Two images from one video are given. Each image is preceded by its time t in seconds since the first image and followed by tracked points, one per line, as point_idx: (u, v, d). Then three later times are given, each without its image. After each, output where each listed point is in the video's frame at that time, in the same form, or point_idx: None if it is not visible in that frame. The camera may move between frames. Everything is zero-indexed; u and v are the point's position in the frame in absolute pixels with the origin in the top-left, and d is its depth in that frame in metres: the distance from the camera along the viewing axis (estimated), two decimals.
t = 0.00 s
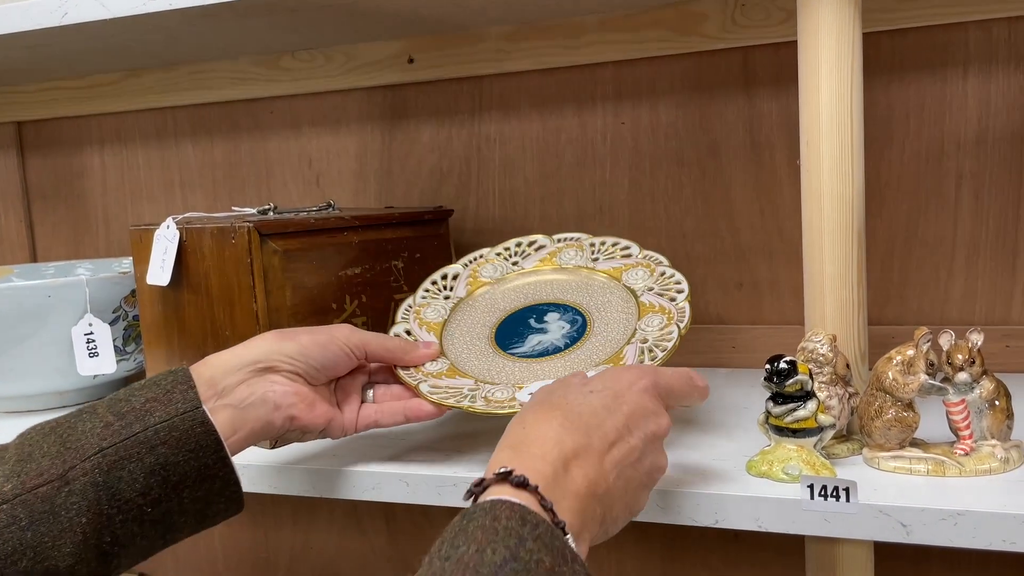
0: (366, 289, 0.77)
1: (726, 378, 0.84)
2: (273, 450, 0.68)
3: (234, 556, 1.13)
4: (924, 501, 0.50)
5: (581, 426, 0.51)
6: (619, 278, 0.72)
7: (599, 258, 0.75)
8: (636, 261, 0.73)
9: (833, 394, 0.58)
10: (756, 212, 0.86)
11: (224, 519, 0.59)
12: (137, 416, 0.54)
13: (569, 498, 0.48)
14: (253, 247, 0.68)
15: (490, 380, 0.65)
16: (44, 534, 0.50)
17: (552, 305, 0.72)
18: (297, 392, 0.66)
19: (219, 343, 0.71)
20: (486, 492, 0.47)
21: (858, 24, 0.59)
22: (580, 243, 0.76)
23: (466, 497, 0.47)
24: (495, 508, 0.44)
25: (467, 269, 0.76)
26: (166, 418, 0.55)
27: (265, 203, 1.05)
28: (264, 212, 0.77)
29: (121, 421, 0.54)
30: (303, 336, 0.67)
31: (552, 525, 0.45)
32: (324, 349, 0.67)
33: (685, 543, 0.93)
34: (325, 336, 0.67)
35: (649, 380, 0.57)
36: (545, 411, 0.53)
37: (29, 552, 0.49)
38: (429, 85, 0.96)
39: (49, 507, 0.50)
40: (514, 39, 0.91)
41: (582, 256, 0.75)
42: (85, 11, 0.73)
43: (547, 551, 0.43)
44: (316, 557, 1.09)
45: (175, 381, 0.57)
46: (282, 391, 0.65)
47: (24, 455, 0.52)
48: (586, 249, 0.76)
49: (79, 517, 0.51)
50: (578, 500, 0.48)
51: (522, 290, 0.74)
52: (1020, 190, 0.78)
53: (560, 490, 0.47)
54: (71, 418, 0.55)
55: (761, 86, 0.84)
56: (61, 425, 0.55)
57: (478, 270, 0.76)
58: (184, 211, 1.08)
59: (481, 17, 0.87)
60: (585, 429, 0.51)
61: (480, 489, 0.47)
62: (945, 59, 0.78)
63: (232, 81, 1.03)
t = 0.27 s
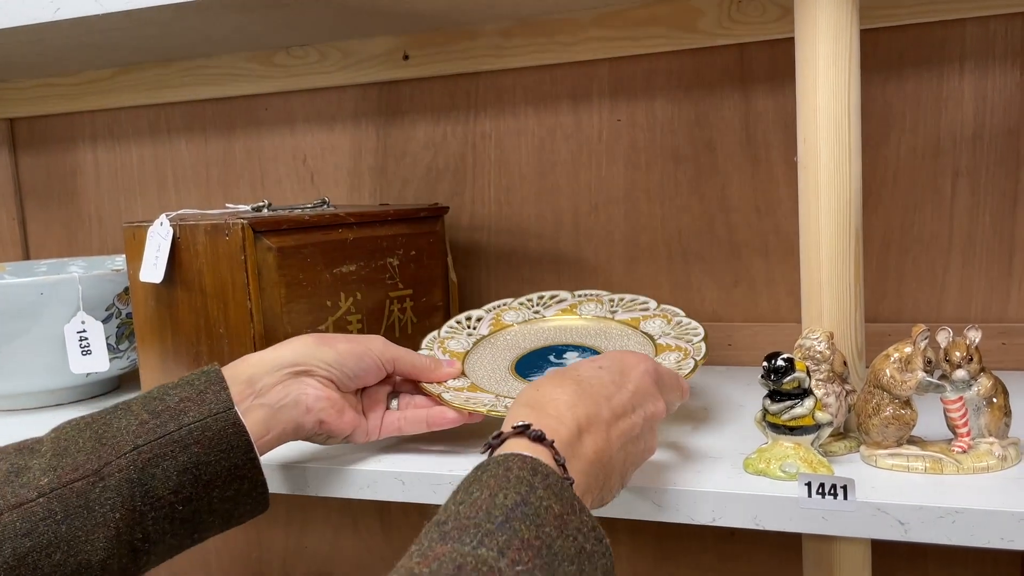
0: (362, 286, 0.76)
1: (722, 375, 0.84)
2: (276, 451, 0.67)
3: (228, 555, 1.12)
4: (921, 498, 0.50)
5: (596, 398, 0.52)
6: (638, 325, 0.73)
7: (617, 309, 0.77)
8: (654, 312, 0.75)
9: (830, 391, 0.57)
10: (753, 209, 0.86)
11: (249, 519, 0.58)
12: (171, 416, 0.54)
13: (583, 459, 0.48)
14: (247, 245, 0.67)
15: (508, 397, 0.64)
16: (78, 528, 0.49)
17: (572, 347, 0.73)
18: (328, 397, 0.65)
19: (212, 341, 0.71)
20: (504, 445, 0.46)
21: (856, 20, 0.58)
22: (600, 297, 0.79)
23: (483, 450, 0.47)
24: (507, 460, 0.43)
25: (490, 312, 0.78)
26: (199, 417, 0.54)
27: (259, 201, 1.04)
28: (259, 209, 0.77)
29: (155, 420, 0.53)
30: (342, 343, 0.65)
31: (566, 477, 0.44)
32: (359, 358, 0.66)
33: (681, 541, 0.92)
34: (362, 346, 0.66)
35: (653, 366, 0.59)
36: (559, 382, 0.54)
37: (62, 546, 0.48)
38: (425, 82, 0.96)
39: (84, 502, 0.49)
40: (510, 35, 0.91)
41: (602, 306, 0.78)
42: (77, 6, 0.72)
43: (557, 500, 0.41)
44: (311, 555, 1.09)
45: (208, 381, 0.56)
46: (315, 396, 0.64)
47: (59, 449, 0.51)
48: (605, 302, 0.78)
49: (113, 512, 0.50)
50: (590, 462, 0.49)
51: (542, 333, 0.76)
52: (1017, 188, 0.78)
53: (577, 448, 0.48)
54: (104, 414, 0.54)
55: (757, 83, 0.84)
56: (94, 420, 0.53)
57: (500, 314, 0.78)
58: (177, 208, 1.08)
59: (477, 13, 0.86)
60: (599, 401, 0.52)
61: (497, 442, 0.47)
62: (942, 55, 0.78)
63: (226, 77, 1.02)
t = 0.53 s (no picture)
0: (354, 283, 0.76)
1: (716, 372, 0.84)
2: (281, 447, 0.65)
3: (220, 553, 1.12)
4: (916, 495, 0.50)
5: (598, 384, 0.53)
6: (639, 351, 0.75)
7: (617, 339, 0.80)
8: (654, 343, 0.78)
9: (825, 387, 0.57)
10: (747, 206, 0.86)
11: (255, 513, 0.57)
12: (185, 408, 0.53)
13: (584, 436, 0.48)
14: (238, 240, 0.67)
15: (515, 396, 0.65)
16: (91, 516, 0.48)
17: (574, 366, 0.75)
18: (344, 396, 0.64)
19: (203, 337, 0.70)
20: (506, 421, 0.46)
21: (851, 15, 0.58)
22: (600, 332, 0.82)
23: (487, 426, 0.47)
24: (505, 432, 0.42)
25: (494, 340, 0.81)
26: (214, 410, 0.53)
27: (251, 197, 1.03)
28: (250, 205, 0.76)
29: (169, 411, 0.53)
30: (360, 343, 0.65)
31: (566, 451, 0.44)
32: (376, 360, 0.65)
33: (675, 538, 0.92)
34: (379, 348, 0.66)
35: (654, 360, 0.59)
36: (562, 366, 0.54)
37: (75, 533, 0.48)
38: (418, 78, 0.95)
39: (97, 491, 0.49)
40: (503, 31, 0.90)
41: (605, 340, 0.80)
42: None
43: (555, 469, 0.41)
44: (303, 554, 1.08)
45: (223, 375, 0.55)
46: (331, 393, 0.63)
47: (73, 437, 0.50)
48: (605, 335, 0.82)
49: (126, 501, 0.50)
50: (591, 442, 0.49)
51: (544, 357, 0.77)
52: (1011, 184, 0.77)
53: (578, 426, 0.48)
54: (119, 403, 0.53)
55: (751, 79, 0.84)
56: (109, 409, 0.53)
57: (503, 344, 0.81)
58: (169, 205, 1.07)
59: (470, 9, 0.86)
60: (601, 387, 0.53)
61: (499, 418, 0.47)
62: (936, 51, 0.78)
63: (218, 73, 1.01)
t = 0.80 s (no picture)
0: (345, 282, 0.76)
1: (708, 370, 0.84)
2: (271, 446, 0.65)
3: (211, 553, 1.11)
4: (907, 493, 0.50)
5: (591, 391, 0.53)
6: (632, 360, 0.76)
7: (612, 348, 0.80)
8: (649, 353, 0.77)
9: (816, 385, 0.57)
10: (738, 205, 0.86)
11: (247, 511, 0.57)
12: (177, 406, 0.53)
13: (574, 441, 0.48)
14: (229, 238, 0.66)
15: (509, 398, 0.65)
16: (82, 513, 0.48)
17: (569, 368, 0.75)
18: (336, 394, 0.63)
19: (193, 336, 0.70)
20: (498, 423, 0.47)
21: (841, 14, 0.59)
22: (596, 340, 0.82)
23: (481, 428, 0.47)
24: (493, 434, 0.42)
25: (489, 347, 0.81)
26: (206, 408, 0.53)
27: (242, 196, 1.03)
28: (241, 204, 0.76)
29: (162, 409, 0.52)
30: (354, 344, 0.64)
31: (555, 453, 0.45)
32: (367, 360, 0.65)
33: (667, 536, 0.92)
34: (372, 349, 0.65)
35: (648, 369, 0.59)
36: (556, 372, 0.54)
37: (66, 529, 0.48)
38: (409, 76, 0.95)
39: (89, 487, 0.49)
40: (495, 29, 0.90)
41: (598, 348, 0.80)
42: None
43: (543, 469, 0.41)
44: (295, 554, 1.08)
45: (215, 373, 0.55)
46: (323, 393, 0.62)
47: (65, 433, 0.50)
48: (600, 344, 0.81)
49: (117, 497, 0.49)
50: (580, 447, 0.49)
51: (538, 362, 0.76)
52: (1001, 183, 0.78)
53: (568, 430, 0.48)
54: (111, 400, 0.53)
55: (743, 78, 0.84)
56: (101, 406, 0.52)
57: (499, 350, 0.81)
58: (159, 203, 1.06)
59: (462, 7, 0.86)
60: (593, 394, 0.52)
61: (492, 421, 0.47)
62: (926, 51, 0.78)
63: (209, 71, 1.01)
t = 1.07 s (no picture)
0: (337, 282, 0.76)
1: (698, 370, 0.84)
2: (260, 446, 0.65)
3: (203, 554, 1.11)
4: (895, 491, 0.50)
5: (585, 391, 0.53)
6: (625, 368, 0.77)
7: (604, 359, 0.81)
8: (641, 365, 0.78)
9: (805, 385, 0.57)
10: (729, 204, 0.86)
11: (236, 514, 0.57)
12: (168, 405, 0.52)
13: (566, 439, 0.48)
14: (220, 239, 0.67)
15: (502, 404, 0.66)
16: (70, 509, 0.48)
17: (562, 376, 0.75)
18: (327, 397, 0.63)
19: (184, 337, 0.70)
20: (489, 418, 0.47)
21: (830, 15, 0.59)
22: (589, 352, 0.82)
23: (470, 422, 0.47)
24: (483, 428, 0.42)
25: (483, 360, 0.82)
26: (196, 408, 0.53)
27: (233, 196, 1.03)
28: (231, 204, 0.76)
29: (152, 408, 0.52)
30: (349, 348, 0.65)
31: (546, 449, 0.45)
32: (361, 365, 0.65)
33: (659, 535, 0.92)
34: (365, 354, 0.65)
35: (642, 369, 0.59)
36: (548, 370, 0.54)
37: (54, 525, 0.48)
38: (401, 77, 0.95)
39: (78, 484, 0.49)
40: (486, 30, 0.90)
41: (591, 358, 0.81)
42: None
43: (531, 463, 0.41)
44: (287, 554, 1.08)
45: (207, 374, 0.55)
46: (315, 395, 0.62)
47: (54, 431, 0.50)
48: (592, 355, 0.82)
49: (106, 495, 0.49)
50: (573, 444, 0.49)
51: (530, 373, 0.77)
52: (989, 183, 0.78)
53: (560, 428, 0.48)
54: (103, 399, 0.53)
55: (733, 78, 0.84)
56: (92, 405, 0.52)
57: (493, 362, 0.82)
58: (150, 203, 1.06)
59: (453, 7, 0.86)
60: (586, 393, 0.53)
61: (483, 415, 0.47)
62: (915, 52, 0.79)
63: (201, 71, 1.01)
